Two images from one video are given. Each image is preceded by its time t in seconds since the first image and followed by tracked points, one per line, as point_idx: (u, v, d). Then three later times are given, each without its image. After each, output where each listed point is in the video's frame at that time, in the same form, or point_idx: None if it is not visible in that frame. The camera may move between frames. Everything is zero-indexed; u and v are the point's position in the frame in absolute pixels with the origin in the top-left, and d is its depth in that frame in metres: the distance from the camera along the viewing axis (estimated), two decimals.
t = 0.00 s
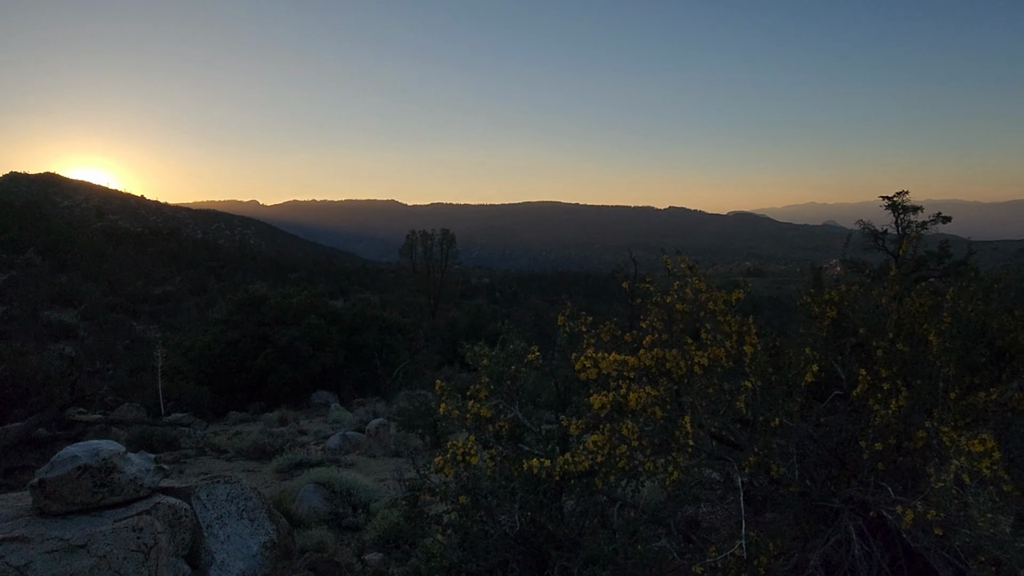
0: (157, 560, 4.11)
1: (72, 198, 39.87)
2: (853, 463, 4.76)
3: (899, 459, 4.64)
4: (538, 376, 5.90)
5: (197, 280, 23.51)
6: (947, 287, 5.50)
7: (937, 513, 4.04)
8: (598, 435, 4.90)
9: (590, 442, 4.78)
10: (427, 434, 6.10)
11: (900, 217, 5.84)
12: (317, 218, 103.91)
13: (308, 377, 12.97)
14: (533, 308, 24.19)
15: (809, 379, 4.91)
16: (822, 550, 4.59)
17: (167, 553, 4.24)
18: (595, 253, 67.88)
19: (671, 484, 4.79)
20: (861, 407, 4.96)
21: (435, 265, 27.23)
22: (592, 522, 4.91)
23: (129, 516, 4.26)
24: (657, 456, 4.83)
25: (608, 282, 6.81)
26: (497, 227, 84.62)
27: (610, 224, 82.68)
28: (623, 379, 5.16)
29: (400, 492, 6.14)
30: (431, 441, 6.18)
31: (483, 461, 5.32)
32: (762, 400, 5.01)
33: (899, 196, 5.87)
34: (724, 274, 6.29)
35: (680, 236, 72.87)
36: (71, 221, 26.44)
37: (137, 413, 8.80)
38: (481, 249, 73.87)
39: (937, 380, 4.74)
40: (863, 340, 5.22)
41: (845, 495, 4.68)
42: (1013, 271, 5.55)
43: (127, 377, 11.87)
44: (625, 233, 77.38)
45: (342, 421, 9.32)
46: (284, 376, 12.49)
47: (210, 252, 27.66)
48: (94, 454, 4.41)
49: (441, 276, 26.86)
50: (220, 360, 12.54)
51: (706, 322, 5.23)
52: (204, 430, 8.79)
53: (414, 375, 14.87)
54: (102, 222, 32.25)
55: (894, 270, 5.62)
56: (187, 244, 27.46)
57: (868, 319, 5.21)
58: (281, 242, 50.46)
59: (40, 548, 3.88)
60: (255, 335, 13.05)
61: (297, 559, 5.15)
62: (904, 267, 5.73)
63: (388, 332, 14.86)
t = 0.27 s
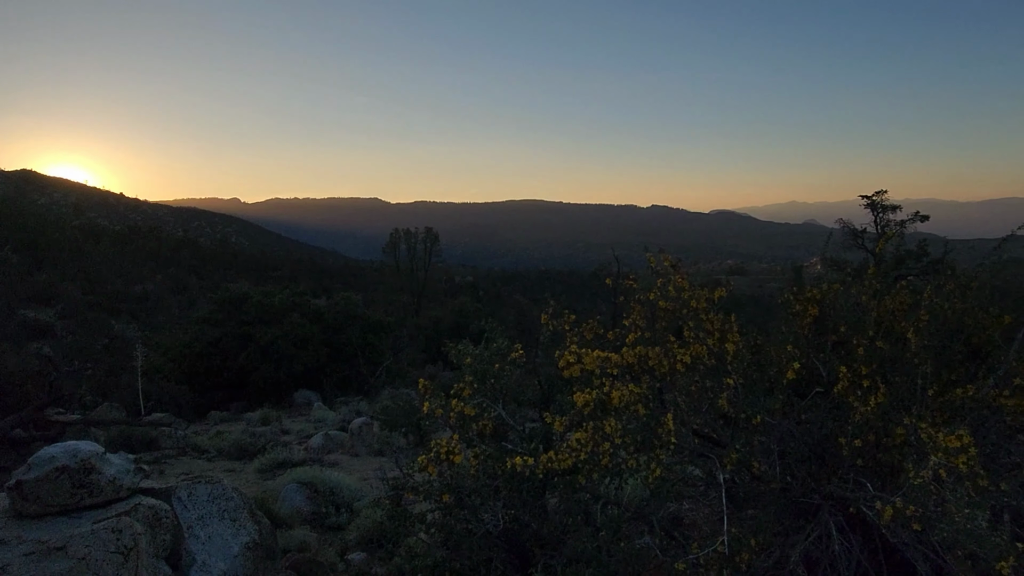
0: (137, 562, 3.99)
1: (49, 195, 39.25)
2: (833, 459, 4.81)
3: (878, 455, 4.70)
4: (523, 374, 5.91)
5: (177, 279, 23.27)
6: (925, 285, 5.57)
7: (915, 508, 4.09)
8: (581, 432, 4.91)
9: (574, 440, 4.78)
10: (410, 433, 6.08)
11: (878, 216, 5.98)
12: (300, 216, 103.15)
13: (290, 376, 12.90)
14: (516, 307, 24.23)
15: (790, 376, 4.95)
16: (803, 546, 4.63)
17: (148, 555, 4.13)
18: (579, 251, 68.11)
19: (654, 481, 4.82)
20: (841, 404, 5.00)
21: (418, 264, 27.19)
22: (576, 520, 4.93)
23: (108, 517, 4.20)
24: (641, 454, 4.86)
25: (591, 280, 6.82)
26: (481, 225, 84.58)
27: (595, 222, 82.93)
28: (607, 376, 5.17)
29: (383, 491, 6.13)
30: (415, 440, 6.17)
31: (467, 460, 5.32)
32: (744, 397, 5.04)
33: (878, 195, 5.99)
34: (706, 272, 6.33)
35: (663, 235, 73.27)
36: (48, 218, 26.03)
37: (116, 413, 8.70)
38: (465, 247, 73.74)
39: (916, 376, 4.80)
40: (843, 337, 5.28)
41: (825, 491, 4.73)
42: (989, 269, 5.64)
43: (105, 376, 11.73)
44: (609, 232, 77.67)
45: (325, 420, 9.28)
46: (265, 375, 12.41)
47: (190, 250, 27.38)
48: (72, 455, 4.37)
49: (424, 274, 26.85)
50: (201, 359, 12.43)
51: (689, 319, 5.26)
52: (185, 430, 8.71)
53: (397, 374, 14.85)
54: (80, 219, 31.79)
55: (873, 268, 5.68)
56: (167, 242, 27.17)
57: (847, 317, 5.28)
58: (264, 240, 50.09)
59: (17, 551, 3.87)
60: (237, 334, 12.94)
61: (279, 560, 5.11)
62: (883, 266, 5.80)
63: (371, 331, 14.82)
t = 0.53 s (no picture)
0: (116, 563, 3.99)
1: (26, 192, 38.65)
2: (814, 456, 4.85)
3: (858, 451, 4.74)
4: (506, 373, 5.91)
5: (158, 277, 23.03)
6: (904, 284, 5.63)
7: (895, 504, 4.13)
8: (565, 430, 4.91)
9: (558, 438, 4.79)
10: (394, 432, 6.07)
11: (859, 215, 5.97)
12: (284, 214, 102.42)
13: (273, 375, 12.82)
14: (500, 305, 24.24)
15: (772, 373, 4.99)
16: (784, 542, 4.67)
17: (128, 557, 4.14)
18: (563, 250, 68.31)
19: (638, 478, 4.84)
20: (822, 401, 5.05)
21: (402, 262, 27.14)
22: (560, 518, 4.94)
23: (87, 519, 4.16)
24: (624, 452, 4.88)
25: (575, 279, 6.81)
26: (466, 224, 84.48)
27: (580, 221, 83.12)
28: (591, 375, 5.18)
29: (367, 490, 6.11)
30: (399, 439, 6.15)
31: (451, 458, 5.31)
32: (726, 395, 5.07)
33: (859, 194, 5.98)
34: (689, 271, 6.36)
35: (648, 233, 73.60)
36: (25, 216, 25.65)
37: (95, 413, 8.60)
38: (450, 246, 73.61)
39: (896, 374, 4.85)
40: (824, 335, 5.33)
41: (806, 487, 4.78)
42: (966, 268, 5.71)
43: (84, 376, 11.59)
44: (594, 231, 77.90)
45: (309, 420, 9.23)
46: (247, 375, 12.32)
47: (172, 249, 27.11)
48: (51, 455, 4.30)
49: (408, 273, 26.79)
50: (182, 358, 12.31)
51: (672, 317, 5.28)
52: (166, 430, 8.63)
53: (381, 373, 14.81)
54: (58, 217, 31.35)
55: (853, 267, 5.74)
56: (147, 240, 26.87)
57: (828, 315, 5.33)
58: (246, 239, 49.69)
59: None
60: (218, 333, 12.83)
61: (262, 560, 5.08)
62: (863, 264, 5.87)
63: (355, 330, 14.77)
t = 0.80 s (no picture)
0: (93, 566, 3.99)
1: None
2: (794, 452, 4.90)
3: (837, 448, 4.79)
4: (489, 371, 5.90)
5: (135, 276, 22.74)
6: (880, 282, 5.71)
7: (872, 499, 4.18)
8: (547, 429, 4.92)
9: (540, 436, 4.79)
10: (376, 432, 6.04)
11: (837, 216, 6.12)
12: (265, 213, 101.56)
13: (253, 375, 12.73)
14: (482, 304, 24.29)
15: (753, 371, 5.02)
16: (764, 538, 4.71)
17: (104, 559, 4.11)
18: (545, 249, 68.51)
19: (619, 476, 4.86)
20: (801, 399, 5.10)
21: (384, 261, 27.07)
22: (542, 516, 4.95)
23: (63, 522, 4.11)
24: (606, 450, 4.90)
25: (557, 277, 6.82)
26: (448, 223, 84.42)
27: (563, 220, 83.37)
28: (573, 373, 5.19)
29: (349, 490, 6.08)
30: (380, 438, 6.14)
31: (433, 458, 5.29)
32: (707, 394, 5.10)
33: (836, 194, 6.12)
34: (670, 269, 6.39)
35: (630, 233, 74.02)
36: None
37: (70, 414, 8.47)
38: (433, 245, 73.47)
39: (873, 371, 4.90)
40: (803, 333, 5.38)
41: (785, 484, 4.82)
42: (941, 266, 5.81)
43: (60, 377, 11.41)
44: (577, 230, 78.19)
45: (289, 420, 9.17)
46: (227, 375, 12.22)
47: (149, 248, 26.77)
48: (25, 458, 4.22)
49: (390, 271, 26.73)
50: (160, 359, 12.18)
51: (654, 316, 5.31)
52: (144, 431, 8.53)
53: (362, 372, 14.77)
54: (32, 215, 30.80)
55: (831, 266, 5.82)
56: (124, 238, 26.53)
57: (808, 314, 5.39)
58: (226, 238, 49.30)
59: None
60: (197, 333, 12.69)
61: (242, 562, 5.03)
62: (841, 263, 5.94)
63: (336, 329, 14.70)
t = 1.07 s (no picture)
0: (64, 569, 3.88)
1: None
2: (768, 449, 4.96)
3: (810, 445, 4.85)
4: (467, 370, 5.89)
5: (107, 275, 22.35)
6: (852, 281, 5.80)
7: (844, 495, 4.23)
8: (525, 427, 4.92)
9: (519, 435, 4.79)
10: (353, 431, 6.01)
11: (811, 215, 6.17)
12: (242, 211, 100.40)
13: (228, 375, 12.59)
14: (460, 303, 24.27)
15: (729, 369, 5.07)
16: (739, 534, 4.76)
17: (75, 563, 4.01)
18: (524, 248, 68.60)
19: (597, 475, 4.88)
20: (776, 396, 5.16)
21: (361, 260, 26.93)
22: (520, 515, 4.96)
23: (32, 525, 4.01)
24: (584, 448, 4.92)
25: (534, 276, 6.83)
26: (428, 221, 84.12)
27: (542, 219, 83.55)
28: (551, 372, 5.20)
29: (325, 490, 6.05)
30: (357, 438, 6.10)
31: (410, 457, 5.27)
32: (684, 392, 5.14)
33: (811, 194, 6.17)
34: (647, 268, 6.43)
35: (610, 232, 74.41)
36: None
37: (39, 415, 8.30)
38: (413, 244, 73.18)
39: (846, 368, 4.97)
40: (779, 331, 5.44)
41: (761, 481, 4.87)
42: (912, 265, 5.91)
43: (29, 378, 11.18)
44: (557, 229, 78.41)
45: (265, 419, 9.09)
46: (201, 375, 12.08)
47: (122, 246, 26.32)
48: None
49: (367, 270, 26.61)
50: (133, 359, 12.00)
51: (631, 314, 5.32)
52: (116, 431, 8.40)
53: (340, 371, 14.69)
54: None
55: (805, 265, 5.90)
56: (96, 236, 26.08)
57: (783, 312, 5.45)
58: (201, 236, 48.63)
59: None
60: (171, 332, 12.51)
61: (217, 563, 4.98)
62: (815, 262, 6.02)
63: (312, 328, 14.59)
